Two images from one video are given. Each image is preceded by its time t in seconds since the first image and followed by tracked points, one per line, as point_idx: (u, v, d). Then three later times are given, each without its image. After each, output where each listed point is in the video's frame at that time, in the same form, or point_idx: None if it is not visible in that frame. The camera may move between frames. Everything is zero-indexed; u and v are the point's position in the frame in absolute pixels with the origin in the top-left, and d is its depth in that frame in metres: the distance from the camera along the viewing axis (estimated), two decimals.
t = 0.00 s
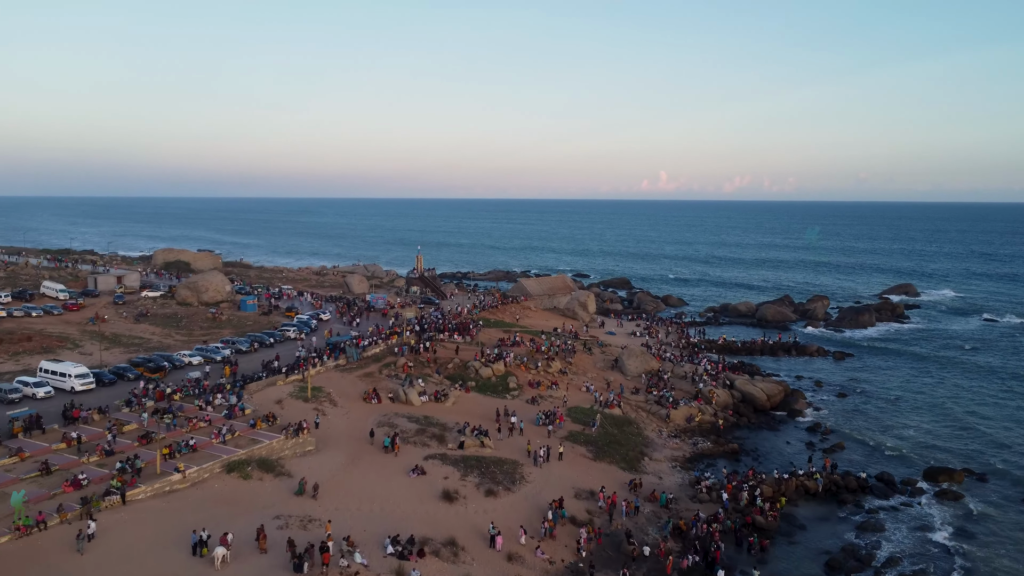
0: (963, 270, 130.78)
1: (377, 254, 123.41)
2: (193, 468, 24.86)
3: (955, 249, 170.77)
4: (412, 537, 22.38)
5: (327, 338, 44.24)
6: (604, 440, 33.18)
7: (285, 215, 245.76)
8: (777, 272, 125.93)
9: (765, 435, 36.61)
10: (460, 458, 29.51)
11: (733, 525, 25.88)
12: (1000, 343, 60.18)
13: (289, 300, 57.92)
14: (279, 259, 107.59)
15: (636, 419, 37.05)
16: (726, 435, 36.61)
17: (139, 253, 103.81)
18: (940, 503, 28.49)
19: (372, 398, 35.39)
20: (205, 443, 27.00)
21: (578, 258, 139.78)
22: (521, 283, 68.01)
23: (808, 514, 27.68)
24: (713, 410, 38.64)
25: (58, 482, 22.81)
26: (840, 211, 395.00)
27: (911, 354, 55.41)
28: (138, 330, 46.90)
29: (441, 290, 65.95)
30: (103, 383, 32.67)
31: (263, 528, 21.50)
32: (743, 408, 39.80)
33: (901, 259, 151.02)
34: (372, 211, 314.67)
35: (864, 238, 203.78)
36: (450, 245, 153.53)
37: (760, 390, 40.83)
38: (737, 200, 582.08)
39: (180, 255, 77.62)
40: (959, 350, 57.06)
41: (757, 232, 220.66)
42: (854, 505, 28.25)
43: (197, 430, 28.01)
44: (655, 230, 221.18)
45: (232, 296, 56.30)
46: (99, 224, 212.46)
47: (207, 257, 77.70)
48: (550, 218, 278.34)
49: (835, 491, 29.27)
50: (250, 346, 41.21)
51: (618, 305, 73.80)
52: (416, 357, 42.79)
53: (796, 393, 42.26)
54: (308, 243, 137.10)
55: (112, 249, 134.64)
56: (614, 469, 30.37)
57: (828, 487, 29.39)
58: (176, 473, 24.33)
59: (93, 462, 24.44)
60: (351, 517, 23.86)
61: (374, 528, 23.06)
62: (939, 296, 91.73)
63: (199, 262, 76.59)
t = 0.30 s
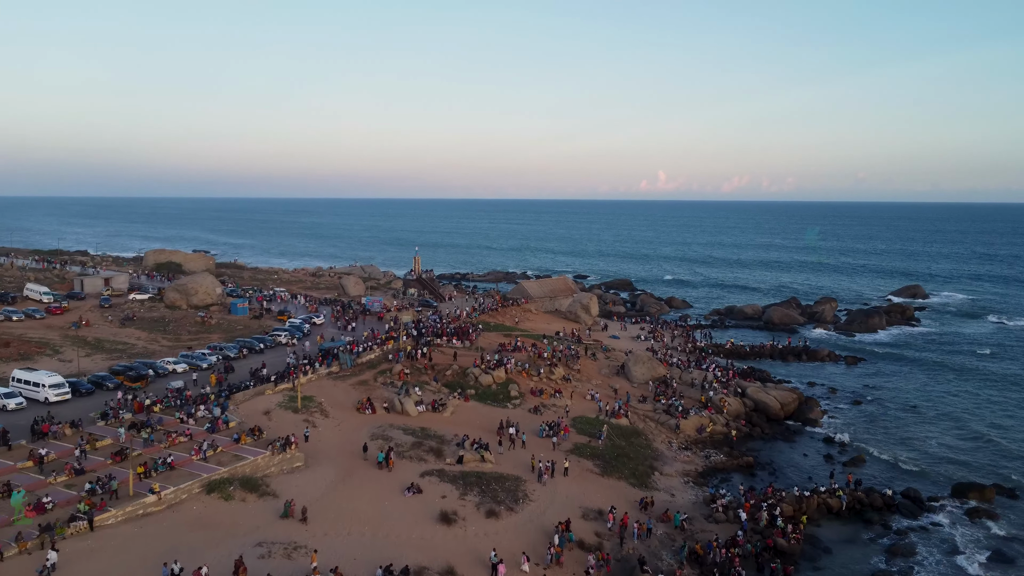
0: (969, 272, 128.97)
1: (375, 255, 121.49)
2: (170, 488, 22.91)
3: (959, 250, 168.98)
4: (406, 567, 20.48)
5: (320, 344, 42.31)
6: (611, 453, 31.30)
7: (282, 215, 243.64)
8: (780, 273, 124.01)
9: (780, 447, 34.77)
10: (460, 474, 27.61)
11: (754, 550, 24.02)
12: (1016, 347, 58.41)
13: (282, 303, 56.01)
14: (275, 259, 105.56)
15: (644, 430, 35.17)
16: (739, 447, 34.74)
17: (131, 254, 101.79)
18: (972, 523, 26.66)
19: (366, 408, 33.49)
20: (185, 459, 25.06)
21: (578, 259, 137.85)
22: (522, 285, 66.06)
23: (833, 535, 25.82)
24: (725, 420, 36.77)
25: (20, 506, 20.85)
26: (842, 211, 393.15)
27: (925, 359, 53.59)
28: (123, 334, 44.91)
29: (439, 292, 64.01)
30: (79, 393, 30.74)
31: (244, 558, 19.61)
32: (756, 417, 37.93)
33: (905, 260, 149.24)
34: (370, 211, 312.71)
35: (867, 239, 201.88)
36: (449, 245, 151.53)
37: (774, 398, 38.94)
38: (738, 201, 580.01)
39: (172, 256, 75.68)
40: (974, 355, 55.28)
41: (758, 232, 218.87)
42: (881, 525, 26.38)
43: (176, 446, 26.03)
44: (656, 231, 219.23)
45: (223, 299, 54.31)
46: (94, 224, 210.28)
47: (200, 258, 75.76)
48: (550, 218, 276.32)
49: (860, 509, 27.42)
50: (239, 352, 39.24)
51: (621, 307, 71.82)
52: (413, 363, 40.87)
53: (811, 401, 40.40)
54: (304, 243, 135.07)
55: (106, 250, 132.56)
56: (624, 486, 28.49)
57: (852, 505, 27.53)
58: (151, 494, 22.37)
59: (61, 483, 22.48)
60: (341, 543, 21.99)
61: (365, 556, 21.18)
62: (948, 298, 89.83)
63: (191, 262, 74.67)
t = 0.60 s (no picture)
0: (975, 273, 127.20)
1: (372, 256, 119.65)
2: (144, 510, 21.10)
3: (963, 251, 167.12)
4: None
5: (313, 349, 40.55)
6: (619, 466, 29.55)
7: (279, 216, 241.82)
8: (784, 274, 122.18)
9: (795, 459, 33.05)
10: (458, 490, 25.83)
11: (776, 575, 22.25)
12: None
13: (275, 306, 54.24)
14: (270, 260, 103.79)
15: (653, 440, 33.44)
16: (753, 459, 33.02)
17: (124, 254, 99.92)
18: (1007, 544, 24.92)
19: (359, 418, 31.72)
20: (162, 477, 23.27)
21: (578, 261, 136.16)
22: (522, 287, 64.27)
23: (859, 557, 24.09)
24: (737, 431, 35.02)
25: None
26: (842, 212, 391.21)
27: (939, 365, 51.85)
28: (107, 339, 43.08)
29: (437, 294, 62.21)
30: (55, 404, 28.97)
31: None
32: (769, 426, 36.21)
33: (909, 261, 147.47)
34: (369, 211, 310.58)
35: (869, 239, 200.05)
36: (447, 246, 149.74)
37: (787, 406, 37.21)
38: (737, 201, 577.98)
39: (164, 257, 73.87)
40: (988, 360, 53.60)
41: (759, 233, 217.19)
42: (909, 546, 24.68)
43: (154, 462, 24.27)
44: (656, 231, 217.31)
45: (213, 302, 52.50)
46: (90, 225, 208.59)
47: (192, 258, 74.07)
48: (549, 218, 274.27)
49: (886, 528, 25.70)
50: (227, 358, 37.47)
51: (624, 309, 70.05)
52: (410, 369, 39.11)
53: (825, 409, 38.66)
54: (301, 244, 133.29)
55: (99, 251, 130.62)
56: (633, 503, 26.72)
57: (877, 524, 25.81)
58: (122, 517, 20.54)
59: (25, 505, 20.69)
60: (329, 571, 20.23)
61: None
62: (956, 300, 88.04)
63: (184, 263, 72.92)
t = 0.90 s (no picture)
0: (981, 273, 125.34)
1: (370, 256, 117.74)
2: (111, 536, 19.19)
3: (967, 252, 165.30)
4: None
5: (304, 354, 38.65)
6: (629, 482, 27.67)
7: (275, 215, 239.42)
8: (788, 275, 120.22)
9: (815, 473, 31.20)
10: (457, 510, 23.97)
11: None
12: None
13: (266, 308, 52.27)
14: (265, 260, 101.78)
15: (663, 452, 31.58)
16: (769, 472, 31.18)
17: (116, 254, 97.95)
18: None
19: (351, 430, 29.84)
20: (135, 498, 21.40)
21: (578, 261, 134.33)
22: (523, 288, 62.40)
23: None
24: (751, 442, 33.19)
25: None
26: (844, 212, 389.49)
27: (955, 369, 50.09)
28: (90, 343, 41.13)
29: (435, 296, 60.28)
30: (24, 416, 27.04)
31: None
32: (785, 436, 34.39)
33: (913, 261, 145.59)
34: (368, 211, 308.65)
35: (872, 239, 198.19)
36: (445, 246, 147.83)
37: (803, 415, 35.40)
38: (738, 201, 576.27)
39: (155, 258, 71.82)
40: (1005, 365, 51.84)
41: (760, 233, 215.52)
42: (944, 572, 22.88)
43: (127, 481, 22.38)
44: (657, 231, 215.35)
45: (202, 304, 50.55)
46: (83, 224, 206.06)
47: (184, 259, 72.14)
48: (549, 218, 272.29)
49: (919, 552, 23.87)
50: (213, 365, 35.55)
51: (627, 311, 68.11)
52: (406, 376, 37.21)
53: (842, 417, 36.87)
54: (297, 244, 131.22)
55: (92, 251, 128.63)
56: (646, 523, 24.86)
57: (909, 546, 23.98)
58: (87, 545, 18.64)
59: None
60: None
61: None
62: (966, 301, 86.15)
63: (175, 263, 70.95)
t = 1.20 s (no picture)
0: (987, 274, 123.54)
1: (367, 256, 115.85)
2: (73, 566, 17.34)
3: (971, 252, 163.62)
4: None
5: (295, 360, 36.82)
6: (639, 498, 25.90)
7: (271, 215, 237.32)
8: (791, 276, 118.41)
9: (834, 488, 29.47)
10: (456, 532, 22.18)
11: None
12: None
13: (258, 311, 50.49)
14: (259, 261, 99.79)
15: (673, 465, 29.80)
16: (786, 487, 29.43)
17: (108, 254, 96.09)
18: None
19: (343, 442, 28.02)
20: (103, 521, 19.58)
21: (577, 261, 132.54)
22: (523, 290, 60.58)
23: None
24: (765, 453, 31.44)
25: None
26: (844, 212, 387.58)
27: (971, 374, 48.42)
28: (70, 348, 39.24)
29: (433, 297, 58.42)
30: None
31: None
32: (800, 447, 32.67)
33: (917, 262, 143.86)
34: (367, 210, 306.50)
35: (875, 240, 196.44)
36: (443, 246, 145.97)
37: (819, 424, 33.66)
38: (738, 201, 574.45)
39: (145, 258, 69.97)
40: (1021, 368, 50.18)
41: (760, 233, 214.04)
42: None
43: (96, 503, 20.53)
44: (657, 231, 213.49)
45: (191, 306, 48.67)
46: (78, 224, 203.77)
47: (175, 261, 70.24)
48: (549, 218, 270.46)
49: None
50: (198, 372, 33.71)
51: (630, 313, 66.33)
52: (401, 383, 35.40)
53: (859, 426, 35.17)
54: (292, 243, 129.19)
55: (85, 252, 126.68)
56: (659, 544, 23.10)
57: (942, 570, 22.29)
58: None
59: None
60: None
61: None
62: (974, 303, 84.46)
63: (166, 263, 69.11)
